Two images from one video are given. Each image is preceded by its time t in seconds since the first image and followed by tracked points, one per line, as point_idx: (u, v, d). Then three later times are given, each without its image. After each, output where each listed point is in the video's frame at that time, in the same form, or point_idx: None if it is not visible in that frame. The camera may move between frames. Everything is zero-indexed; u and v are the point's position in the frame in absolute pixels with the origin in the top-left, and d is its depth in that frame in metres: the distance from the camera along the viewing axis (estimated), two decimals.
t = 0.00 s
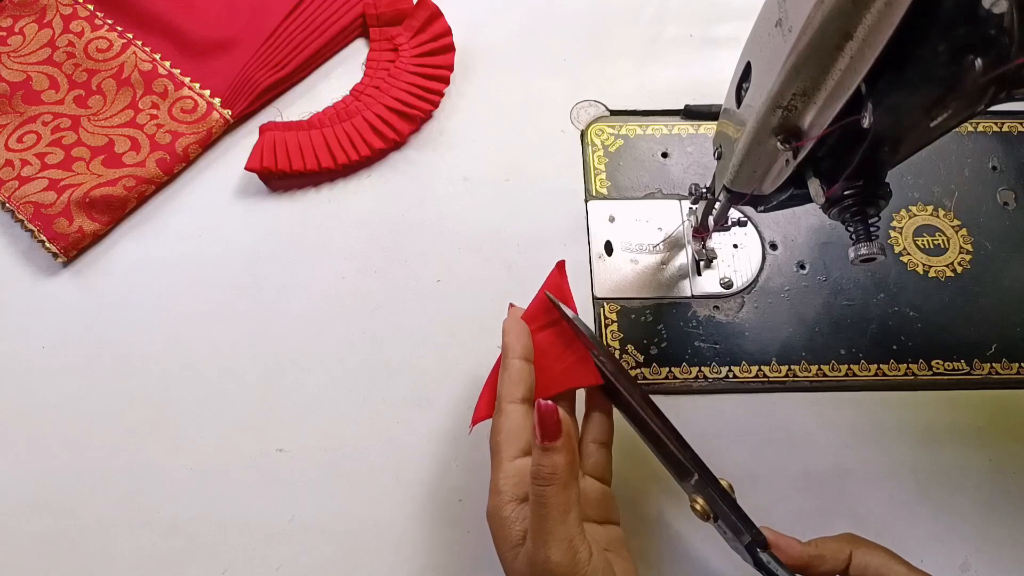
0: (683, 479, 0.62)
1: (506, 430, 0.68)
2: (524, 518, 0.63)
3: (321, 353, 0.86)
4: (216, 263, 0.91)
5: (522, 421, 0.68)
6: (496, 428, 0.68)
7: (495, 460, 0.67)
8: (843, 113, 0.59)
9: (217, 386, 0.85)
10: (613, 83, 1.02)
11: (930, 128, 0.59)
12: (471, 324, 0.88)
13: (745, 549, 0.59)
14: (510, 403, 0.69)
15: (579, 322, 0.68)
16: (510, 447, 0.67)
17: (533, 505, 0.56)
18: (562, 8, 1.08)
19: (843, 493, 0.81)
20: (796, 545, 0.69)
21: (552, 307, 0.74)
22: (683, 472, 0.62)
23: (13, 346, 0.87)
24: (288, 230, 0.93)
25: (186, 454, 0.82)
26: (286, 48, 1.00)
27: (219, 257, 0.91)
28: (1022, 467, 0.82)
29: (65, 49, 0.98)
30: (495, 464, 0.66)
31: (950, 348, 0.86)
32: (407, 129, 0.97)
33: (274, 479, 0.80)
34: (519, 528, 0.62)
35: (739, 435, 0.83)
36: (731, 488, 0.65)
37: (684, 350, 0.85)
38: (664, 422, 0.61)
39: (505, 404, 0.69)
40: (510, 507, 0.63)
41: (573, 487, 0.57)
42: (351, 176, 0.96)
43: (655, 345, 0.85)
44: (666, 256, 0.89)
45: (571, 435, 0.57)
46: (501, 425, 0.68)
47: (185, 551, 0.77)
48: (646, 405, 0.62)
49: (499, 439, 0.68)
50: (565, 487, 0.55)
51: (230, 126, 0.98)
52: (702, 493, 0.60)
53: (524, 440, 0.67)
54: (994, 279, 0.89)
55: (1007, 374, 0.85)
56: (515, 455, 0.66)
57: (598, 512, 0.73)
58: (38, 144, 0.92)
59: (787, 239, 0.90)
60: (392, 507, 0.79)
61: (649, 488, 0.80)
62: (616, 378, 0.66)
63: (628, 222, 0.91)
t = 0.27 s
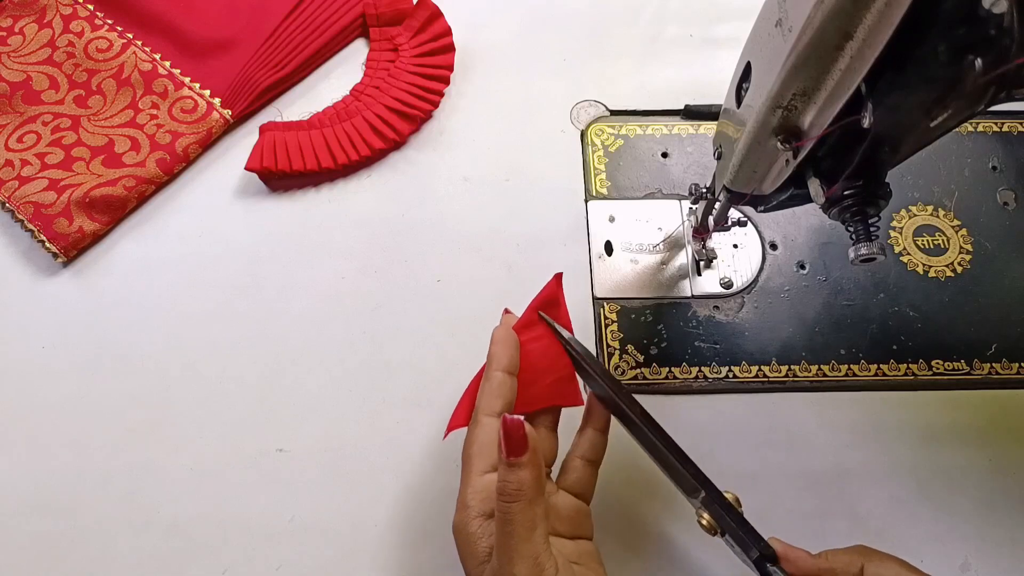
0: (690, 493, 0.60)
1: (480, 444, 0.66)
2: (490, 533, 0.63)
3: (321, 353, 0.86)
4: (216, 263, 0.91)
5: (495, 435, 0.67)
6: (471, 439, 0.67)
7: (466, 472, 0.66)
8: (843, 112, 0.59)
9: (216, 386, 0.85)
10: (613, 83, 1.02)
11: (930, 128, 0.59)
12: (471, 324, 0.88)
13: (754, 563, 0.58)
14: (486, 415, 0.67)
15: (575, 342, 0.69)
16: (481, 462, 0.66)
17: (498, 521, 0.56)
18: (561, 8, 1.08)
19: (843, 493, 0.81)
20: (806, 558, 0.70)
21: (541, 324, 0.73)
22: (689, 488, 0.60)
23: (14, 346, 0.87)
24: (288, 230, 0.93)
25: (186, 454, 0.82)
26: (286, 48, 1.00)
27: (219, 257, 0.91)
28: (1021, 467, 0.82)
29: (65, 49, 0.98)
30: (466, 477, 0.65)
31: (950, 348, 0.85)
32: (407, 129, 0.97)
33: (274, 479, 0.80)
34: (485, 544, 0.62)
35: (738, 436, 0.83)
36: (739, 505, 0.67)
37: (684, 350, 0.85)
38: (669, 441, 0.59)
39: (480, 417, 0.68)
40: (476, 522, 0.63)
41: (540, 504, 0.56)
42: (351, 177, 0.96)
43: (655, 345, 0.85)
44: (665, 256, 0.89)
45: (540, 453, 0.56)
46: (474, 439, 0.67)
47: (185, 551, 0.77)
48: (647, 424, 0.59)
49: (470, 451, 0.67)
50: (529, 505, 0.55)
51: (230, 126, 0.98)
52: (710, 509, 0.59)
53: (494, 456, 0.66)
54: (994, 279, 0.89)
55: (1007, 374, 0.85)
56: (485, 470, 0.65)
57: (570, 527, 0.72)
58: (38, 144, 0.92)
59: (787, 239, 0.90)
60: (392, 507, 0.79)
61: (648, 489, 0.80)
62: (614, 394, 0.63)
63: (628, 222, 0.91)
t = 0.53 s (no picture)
0: (678, 475, 0.59)
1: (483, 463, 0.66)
2: (491, 554, 0.64)
3: (321, 353, 0.86)
4: (216, 263, 0.91)
5: (502, 454, 0.66)
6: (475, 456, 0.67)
7: (469, 488, 0.66)
8: (844, 112, 0.59)
9: (216, 386, 0.85)
10: (613, 83, 1.02)
11: (930, 128, 0.59)
12: (472, 324, 0.88)
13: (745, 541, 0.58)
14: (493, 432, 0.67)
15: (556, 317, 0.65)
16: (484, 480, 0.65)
17: (503, 544, 0.56)
18: (561, 8, 1.08)
19: (842, 493, 0.81)
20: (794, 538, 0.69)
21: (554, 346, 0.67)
22: (678, 468, 0.59)
23: (13, 346, 0.87)
24: (288, 230, 0.93)
25: (186, 453, 0.82)
26: (286, 48, 1.00)
27: (219, 257, 0.92)
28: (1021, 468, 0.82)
29: (65, 49, 0.98)
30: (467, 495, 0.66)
31: (950, 348, 0.85)
32: (407, 129, 0.97)
33: (274, 479, 0.80)
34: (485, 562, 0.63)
35: (738, 436, 0.83)
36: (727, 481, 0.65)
37: (684, 350, 0.85)
38: (665, 428, 0.57)
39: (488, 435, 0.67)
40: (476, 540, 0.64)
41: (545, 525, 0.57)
42: (351, 177, 0.96)
43: (655, 345, 0.85)
44: (666, 257, 0.89)
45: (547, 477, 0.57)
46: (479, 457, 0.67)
47: (185, 550, 0.77)
48: (641, 408, 0.57)
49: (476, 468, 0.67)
50: (535, 529, 0.56)
51: (230, 126, 0.98)
52: (701, 492, 0.58)
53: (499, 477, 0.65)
54: (994, 279, 0.89)
55: (1007, 374, 0.85)
56: (489, 489, 0.65)
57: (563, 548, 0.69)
58: (38, 144, 0.92)
59: (787, 239, 0.90)
60: (392, 507, 0.79)
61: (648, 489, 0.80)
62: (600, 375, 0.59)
63: (628, 222, 0.91)
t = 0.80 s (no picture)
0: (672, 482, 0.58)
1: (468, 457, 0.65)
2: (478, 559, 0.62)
3: (321, 353, 0.86)
4: (217, 263, 0.91)
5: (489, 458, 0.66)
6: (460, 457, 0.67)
7: (457, 491, 0.66)
8: (844, 112, 0.59)
9: (216, 386, 0.85)
10: (614, 83, 1.02)
11: (929, 128, 0.59)
12: (472, 324, 0.88)
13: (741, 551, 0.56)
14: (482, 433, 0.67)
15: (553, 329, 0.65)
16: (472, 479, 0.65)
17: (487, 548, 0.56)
18: (561, 8, 1.08)
19: (842, 493, 0.81)
20: (787, 544, 0.68)
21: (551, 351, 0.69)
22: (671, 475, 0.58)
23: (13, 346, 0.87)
24: (288, 230, 0.93)
25: (187, 454, 0.82)
26: (286, 48, 1.00)
27: (219, 257, 0.91)
28: (1021, 467, 0.82)
29: (65, 49, 0.98)
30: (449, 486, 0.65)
31: (951, 348, 0.85)
32: (407, 129, 0.97)
33: (274, 479, 0.80)
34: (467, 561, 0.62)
35: (738, 436, 0.83)
36: (720, 491, 0.65)
37: (684, 350, 0.85)
38: (655, 432, 0.56)
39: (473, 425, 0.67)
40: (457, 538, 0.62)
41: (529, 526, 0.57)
42: (351, 177, 0.96)
43: (655, 345, 0.85)
44: (666, 256, 0.89)
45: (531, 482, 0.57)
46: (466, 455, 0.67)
47: (185, 550, 0.77)
48: (631, 413, 0.57)
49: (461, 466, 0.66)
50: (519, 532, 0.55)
51: (230, 126, 0.98)
52: (694, 498, 0.56)
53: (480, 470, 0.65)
54: (994, 279, 0.89)
55: (1007, 374, 0.85)
56: (477, 493, 0.65)
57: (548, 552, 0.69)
58: (38, 144, 0.92)
59: (787, 239, 0.90)
60: (392, 507, 0.79)
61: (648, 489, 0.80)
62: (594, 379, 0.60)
63: (628, 222, 0.91)
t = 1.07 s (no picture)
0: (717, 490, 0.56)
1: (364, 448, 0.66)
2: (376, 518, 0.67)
3: (321, 353, 0.86)
4: (217, 263, 0.91)
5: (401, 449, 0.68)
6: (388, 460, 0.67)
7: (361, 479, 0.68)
8: (844, 112, 0.59)
9: (216, 386, 0.85)
10: (614, 83, 1.02)
11: (930, 128, 0.59)
12: (472, 324, 0.88)
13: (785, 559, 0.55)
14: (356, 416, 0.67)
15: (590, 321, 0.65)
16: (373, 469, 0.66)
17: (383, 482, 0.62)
18: (561, 8, 1.08)
19: (842, 493, 0.81)
20: (833, 554, 0.71)
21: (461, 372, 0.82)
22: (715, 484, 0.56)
23: (13, 346, 0.87)
24: (288, 230, 0.93)
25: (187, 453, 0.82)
26: (286, 48, 1.00)
27: (219, 257, 0.91)
28: (1021, 467, 0.82)
29: (65, 48, 0.98)
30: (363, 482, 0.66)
31: (950, 348, 0.86)
32: (407, 129, 0.97)
33: (274, 479, 0.80)
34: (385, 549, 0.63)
35: (738, 436, 0.83)
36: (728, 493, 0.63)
37: (684, 350, 0.85)
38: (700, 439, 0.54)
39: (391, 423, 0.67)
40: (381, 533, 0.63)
41: (420, 472, 0.63)
42: (351, 177, 0.96)
43: (655, 345, 0.85)
44: (666, 257, 0.89)
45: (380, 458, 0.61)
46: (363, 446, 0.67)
47: (185, 550, 0.77)
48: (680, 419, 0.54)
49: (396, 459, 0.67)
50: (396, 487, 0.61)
51: (230, 126, 0.98)
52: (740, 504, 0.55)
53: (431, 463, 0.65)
54: (994, 279, 0.89)
55: (1007, 374, 0.85)
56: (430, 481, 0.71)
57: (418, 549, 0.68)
58: (38, 144, 0.92)
59: (787, 239, 0.90)
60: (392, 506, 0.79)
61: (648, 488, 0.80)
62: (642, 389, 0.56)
63: (628, 222, 0.91)
